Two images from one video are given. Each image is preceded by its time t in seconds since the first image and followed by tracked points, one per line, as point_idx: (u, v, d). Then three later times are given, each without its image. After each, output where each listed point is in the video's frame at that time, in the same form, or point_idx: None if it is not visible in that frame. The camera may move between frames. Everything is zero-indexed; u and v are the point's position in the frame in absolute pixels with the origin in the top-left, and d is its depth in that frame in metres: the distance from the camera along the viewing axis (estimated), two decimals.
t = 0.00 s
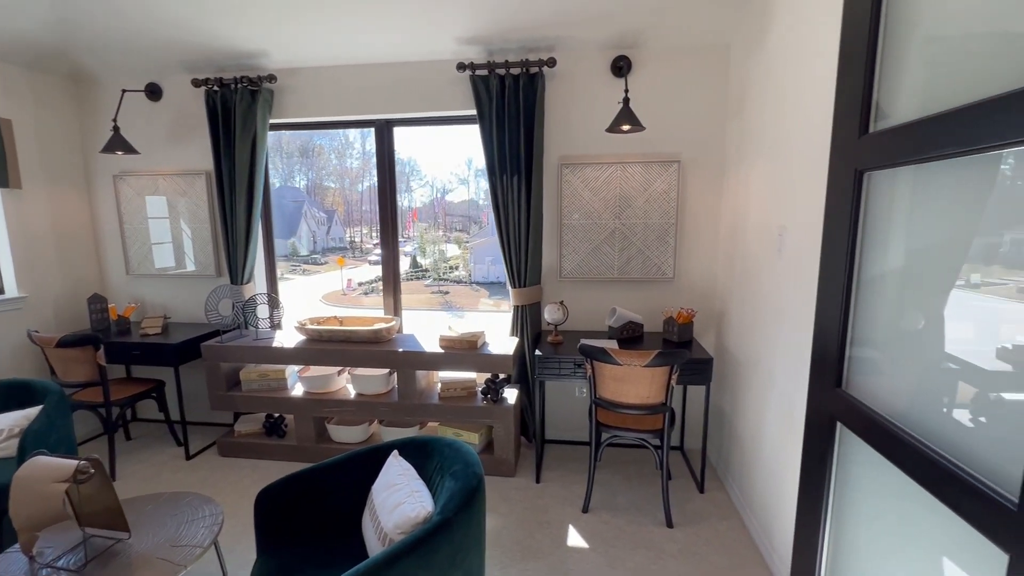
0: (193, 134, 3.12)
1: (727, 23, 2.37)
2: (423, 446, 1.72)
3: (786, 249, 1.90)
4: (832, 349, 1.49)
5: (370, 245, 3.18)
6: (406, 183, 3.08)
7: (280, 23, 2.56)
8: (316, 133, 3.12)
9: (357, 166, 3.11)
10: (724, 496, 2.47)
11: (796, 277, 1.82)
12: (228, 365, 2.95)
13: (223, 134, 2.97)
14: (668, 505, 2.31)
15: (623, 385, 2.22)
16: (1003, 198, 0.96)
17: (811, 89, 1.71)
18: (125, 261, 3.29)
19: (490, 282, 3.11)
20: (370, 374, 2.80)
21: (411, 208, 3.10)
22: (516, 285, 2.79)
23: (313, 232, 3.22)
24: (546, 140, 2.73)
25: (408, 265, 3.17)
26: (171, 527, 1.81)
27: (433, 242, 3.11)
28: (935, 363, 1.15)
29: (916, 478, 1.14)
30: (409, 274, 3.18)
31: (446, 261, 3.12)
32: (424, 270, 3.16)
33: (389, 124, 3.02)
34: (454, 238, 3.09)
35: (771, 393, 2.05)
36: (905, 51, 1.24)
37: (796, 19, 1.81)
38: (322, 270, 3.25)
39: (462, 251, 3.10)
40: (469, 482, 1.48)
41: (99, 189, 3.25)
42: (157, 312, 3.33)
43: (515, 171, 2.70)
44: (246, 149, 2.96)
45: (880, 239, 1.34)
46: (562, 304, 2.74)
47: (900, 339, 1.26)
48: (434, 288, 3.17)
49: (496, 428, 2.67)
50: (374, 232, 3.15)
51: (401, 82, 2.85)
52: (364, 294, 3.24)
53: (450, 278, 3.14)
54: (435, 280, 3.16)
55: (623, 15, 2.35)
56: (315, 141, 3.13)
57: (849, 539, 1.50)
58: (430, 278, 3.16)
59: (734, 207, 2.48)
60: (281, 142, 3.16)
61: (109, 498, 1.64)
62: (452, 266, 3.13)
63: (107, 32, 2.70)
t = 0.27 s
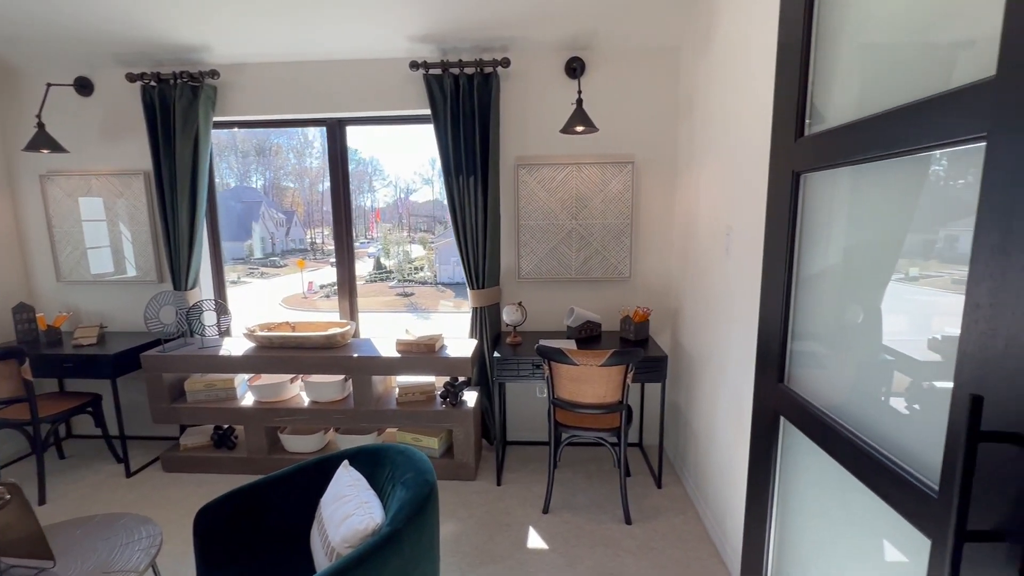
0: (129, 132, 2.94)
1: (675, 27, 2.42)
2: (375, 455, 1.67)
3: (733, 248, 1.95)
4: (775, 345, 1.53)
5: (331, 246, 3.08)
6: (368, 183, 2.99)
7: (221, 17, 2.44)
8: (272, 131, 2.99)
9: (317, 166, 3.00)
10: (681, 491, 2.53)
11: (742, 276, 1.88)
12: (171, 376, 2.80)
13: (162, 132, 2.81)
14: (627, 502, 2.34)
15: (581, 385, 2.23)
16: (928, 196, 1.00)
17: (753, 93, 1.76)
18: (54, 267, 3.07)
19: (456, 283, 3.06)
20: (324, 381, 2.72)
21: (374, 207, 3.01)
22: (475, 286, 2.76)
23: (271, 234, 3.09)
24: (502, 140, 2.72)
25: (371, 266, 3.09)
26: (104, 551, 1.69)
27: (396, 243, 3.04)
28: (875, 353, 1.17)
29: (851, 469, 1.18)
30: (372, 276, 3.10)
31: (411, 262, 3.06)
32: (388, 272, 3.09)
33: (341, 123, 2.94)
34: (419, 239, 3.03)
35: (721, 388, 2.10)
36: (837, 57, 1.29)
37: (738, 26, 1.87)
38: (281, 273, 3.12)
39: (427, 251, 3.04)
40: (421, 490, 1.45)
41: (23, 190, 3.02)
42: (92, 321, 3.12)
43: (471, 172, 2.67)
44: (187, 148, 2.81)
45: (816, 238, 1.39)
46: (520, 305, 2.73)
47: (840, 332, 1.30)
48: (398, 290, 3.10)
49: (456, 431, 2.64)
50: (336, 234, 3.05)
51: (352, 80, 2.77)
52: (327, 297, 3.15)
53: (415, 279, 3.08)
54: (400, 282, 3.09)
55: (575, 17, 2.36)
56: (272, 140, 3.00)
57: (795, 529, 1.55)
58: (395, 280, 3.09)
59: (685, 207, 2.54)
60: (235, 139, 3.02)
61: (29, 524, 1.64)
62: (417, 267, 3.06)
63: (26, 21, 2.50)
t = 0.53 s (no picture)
0: (54, 129, 2.73)
1: (626, 30, 2.45)
2: (323, 468, 1.60)
3: (683, 248, 1.98)
4: (722, 343, 1.56)
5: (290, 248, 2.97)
6: (329, 184, 2.89)
7: (153, 8, 2.30)
8: (224, 129, 2.85)
9: (274, 166, 2.88)
10: (639, 487, 2.56)
11: (692, 275, 1.91)
12: (105, 390, 2.61)
13: (90, 129, 2.62)
14: (586, 502, 2.34)
15: (539, 387, 2.22)
16: (860, 200, 1.03)
17: (699, 96, 1.79)
18: None
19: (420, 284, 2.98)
20: (274, 391, 2.61)
21: (334, 208, 2.91)
22: (432, 289, 2.71)
23: (225, 235, 2.93)
24: (457, 140, 2.69)
25: (333, 269, 2.98)
26: None
27: (358, 245, 2.94)
28: (818, 350, 1.21)
29: (793, 463, 1.21)
30: (333, 278, 3.00)
31: (374, 264, 2.96)
32: (350, 274, 2.99)
33: (288, 122, 2.83)
34: (381, 240, 2.95)
35: (675, 385, 2.13)
36: (776, 62, 1.32)
37: (684, 29, 1.90)
38: (236, 277, 2.98)
39: (390, 252, 2.96)
40: (369, 503, 1.39)
41: None
42: (14, 333, 2.88)
43: (425, 172, 2.62)
44: (120, 146, 2.63)
45: (760, 237, 1.42)
46: (478, 308, 2.70)
47: (788, 327, 1.33)
48: (360, 293, 3.00)
49: (413, 438, 2.58)
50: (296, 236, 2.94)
51: (299, 78, 2.67)
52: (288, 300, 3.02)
53: (379, 281, 2.99)
54: (362, 284, 2.99)
55: (527, 18, 2.35)
56: (225, 139, 2.85)
57: (745, 522, 1.59)
58: (357, 282, 2.99)
59: (639, 207, 2.57)
60: (185, 138, 2.85)
61: None
62: (380, 268, 2.97)
63: None
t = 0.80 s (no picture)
0: None
1: (576, 32, 2.45)
2: (262, 486, 1.52)
3: (633, 247, 2.00)
4: (668, 342, 1.57)
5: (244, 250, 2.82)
6: (284, 184, 2.77)
7: None
8: (170, 126, 2.68)
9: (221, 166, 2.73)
10: (596, 486, 2.56)
11: (641, 274, 1.93)
12: (23, 408, 2.40)
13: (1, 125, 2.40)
14: (543, 504, 2.33)
15: (493, 390, 2.19)
16: (796, 194, 1.05)
17: (644, 97, 1.80)
18: None
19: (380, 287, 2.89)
20: (215, 403, 2.47)
21: (290, 209, 2.79)
22: (383, 293, 2.64)
23: (172, 238, 2.76)
24: (407, 140, 2.63)
25: (289, 272, 2.85)
26: None
27: (317, 246, 2.83)
28: (764, 344, 1.21)
29: (735, 459, 1.22)
30: (289, 282, 2.86)
31: (332, 266, 2.85)
32: (307, 276, 2.86)
33: (228, 119, 2.68)
34: (340, 241, 2.85)
35: (628, 384, 2.15)
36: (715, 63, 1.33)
37: (630, 31, 1.91)
38: (184, 281, 2.81)
39: (349, 254, 2.86)
40: (308, 521, 1.32)
41: None
42: None
43: (375, 172, 2.55)
44: (36, 143, 2.43)
45: (703, 235, 1.43)
46: (431, 311, 2.65)
47: (729, 324, 1.34)
48: (319, 297, 2.87)
49: (366, 446, 2.50)
50: (253, 237, 2.82)
51: (237, 73, 2.54)
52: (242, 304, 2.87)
53: (338, 283, 2.88)
54: (321, 287, 2.87)
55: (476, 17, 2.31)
56: (171, 137, 2.69)
57: (695, 518, 1.61)
58: (315, 284, 2.87)
59: (591, 208, 2.59)
60: (126, 135, 2.68)
61: None
62: (339, 271, 2.86)
63: None
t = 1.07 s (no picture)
0: None
1: (521, 32, 2.44)
2: (184, 509, 1.41)
3: (578, 248, 2.00)
4: (610, 341, 1.57)
5: (190, 254, 2.65)
6: (232, 184, 2.62)
7: None
8: (103, 121, 2.48)
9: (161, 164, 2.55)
10: (549, 487, 2.56)
11: (585, 274, 1.93)
12: None
13: None
14: (494, 508, 2.30)
15: (440, 395, 2.14)
16: (724, 191, 1.05)
17: (585, 98, 1.81)
18: None
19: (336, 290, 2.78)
20: (141, 418, 2.29)
21: (239, 209, 2.64)
22: (327, 297, 2.53)
23: (109, 242, 2.55)
24: (349, 138, 2.54)
25: (239, 275, 2.69)
26: None
27: (269, 249, 2.69)
28: (713, 338, 1.14)
29: (671, 457, 1.23)
30: (239, 286, 2.70)
31: (286, 269, 2.73)
32: (257, 279, 2.71)
33: (152, 114, 2.50)
34: (294, 243, 2.72)
35: (575, 383, 2.14)
36: (647, 63, 1.34)
37: (571, 32, 1.91)
38: (124, 287, 2.60)
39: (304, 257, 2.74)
40: (231, 545, 1.22)
41: None
42: None
43: (315, 171, 2.45)
44: None
45: (640, 234, 1.44)
46: (378, 315, 2.56)
47: (664, 323, 1.35)
48: (273, 302, 2.73)
49: (310, 457, 2.39)
50: (198, 240, 2.64)
51: (161, 65, 2.37)
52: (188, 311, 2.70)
53: (292, 287, 2.75)
54: (273, 291, 2.73)
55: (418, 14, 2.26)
56: (106, 133, 2.49)
57: (639, 516, 1.61)
58: (267, 288, 2.73)
59: (539, 208, 2.58)
60: (52, 131, 2.45)
61: None
62: (292, 274, 2.74)
63: None
